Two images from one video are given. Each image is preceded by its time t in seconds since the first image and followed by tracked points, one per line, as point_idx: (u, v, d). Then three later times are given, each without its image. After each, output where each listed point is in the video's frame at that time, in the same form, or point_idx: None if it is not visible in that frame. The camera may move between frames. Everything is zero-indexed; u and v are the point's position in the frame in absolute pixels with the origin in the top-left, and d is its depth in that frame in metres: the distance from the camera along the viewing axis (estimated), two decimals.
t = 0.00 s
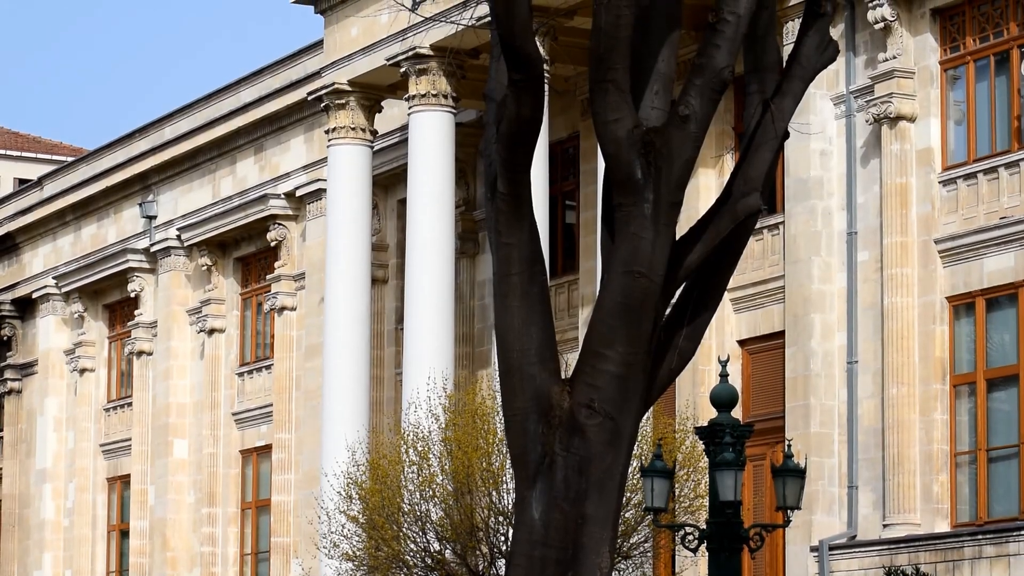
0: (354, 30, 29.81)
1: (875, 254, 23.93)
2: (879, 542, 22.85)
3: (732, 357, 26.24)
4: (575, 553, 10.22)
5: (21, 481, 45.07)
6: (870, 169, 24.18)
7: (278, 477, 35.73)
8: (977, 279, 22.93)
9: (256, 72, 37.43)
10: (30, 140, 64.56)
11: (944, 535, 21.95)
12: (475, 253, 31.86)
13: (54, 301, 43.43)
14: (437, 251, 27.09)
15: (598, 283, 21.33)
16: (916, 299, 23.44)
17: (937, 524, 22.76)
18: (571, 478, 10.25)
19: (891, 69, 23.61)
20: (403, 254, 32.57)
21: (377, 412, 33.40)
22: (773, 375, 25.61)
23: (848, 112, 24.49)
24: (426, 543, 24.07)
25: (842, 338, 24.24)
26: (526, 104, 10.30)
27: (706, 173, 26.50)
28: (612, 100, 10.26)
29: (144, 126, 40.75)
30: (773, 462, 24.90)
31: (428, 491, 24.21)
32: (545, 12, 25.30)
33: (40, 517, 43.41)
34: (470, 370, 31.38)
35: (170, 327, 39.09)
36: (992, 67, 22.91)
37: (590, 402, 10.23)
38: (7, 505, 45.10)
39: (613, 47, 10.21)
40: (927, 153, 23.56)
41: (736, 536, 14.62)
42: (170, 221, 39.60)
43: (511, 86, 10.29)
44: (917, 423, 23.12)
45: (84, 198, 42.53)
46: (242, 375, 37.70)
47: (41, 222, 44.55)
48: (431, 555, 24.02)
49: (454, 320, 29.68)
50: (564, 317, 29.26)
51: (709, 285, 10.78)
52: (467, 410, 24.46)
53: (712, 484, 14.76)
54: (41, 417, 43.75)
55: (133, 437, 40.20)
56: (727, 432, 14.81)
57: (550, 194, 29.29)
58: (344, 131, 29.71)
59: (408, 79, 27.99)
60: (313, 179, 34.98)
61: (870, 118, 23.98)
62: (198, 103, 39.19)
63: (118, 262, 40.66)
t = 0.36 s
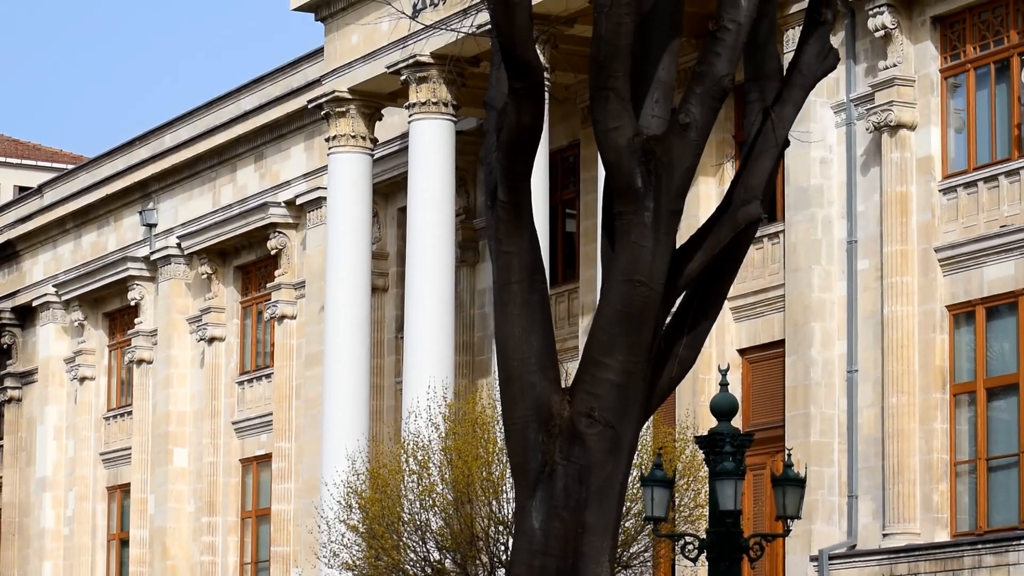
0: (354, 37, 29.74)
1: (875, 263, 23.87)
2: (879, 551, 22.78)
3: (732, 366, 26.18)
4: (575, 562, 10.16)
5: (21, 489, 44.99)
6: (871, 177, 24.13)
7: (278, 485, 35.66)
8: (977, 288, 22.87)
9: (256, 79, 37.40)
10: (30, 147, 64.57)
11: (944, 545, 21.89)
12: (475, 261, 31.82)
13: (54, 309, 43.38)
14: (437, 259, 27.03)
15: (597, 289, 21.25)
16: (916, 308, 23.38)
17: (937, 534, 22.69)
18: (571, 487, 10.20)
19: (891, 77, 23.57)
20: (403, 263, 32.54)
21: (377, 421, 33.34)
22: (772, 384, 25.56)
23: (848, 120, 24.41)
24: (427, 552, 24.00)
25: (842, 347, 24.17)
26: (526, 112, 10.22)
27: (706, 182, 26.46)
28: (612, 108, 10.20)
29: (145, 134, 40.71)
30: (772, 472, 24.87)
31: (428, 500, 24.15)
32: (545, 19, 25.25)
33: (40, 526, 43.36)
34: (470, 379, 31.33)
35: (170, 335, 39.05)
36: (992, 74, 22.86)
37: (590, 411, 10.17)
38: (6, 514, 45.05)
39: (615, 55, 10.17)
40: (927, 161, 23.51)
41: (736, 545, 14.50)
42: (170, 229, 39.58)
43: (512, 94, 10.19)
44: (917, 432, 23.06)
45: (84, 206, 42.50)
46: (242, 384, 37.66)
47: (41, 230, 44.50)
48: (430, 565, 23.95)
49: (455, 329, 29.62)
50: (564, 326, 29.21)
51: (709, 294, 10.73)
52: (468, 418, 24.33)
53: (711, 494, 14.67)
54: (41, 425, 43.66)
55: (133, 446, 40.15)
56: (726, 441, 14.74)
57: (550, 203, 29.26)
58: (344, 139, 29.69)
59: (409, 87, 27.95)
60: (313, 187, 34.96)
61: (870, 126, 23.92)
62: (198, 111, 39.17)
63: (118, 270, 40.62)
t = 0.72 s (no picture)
0: (356, 80, 29.63)
1: (877, 308, 23.87)
2: None
3: (732, 412, 26.13)
4: None
5: (21, 532, 44.94)
6: (871, 222, 24.14)
7: (278, 529, 35.62)
8: (978, 334, 22.87)
9: (258, 122, 37.46)
10: (32, 190, 64.72)
11: None
12: (476, 305, 31.85)
13: (54, 351, 43.35)
14: (438, 302, 27.04)
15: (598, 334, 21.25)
16: (917, 354, 23.38)
17: None
18: (571, 532, 10.17)
19: (892, 121, 23.62)
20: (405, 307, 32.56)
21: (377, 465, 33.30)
22: (772, 430, 25.55)
23: (850, 165, 24.46)
24: None
25: (842, 392, 24.15)
26: (529, 156, 10.18)
27: (708, 227, 26.44)
28: (613, 153, 10.11)
29: (146, 176, 40.76)
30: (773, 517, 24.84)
31: (428, 544, 24.17)
32: (547, 63, 25.31)
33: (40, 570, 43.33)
34: (471, 424, 31.31)
35: (171, 379, 39.03)
36: (994, 120, 22.92)
37: (591, 456, 10.15)
38: (6, 557, 45.01)
39: (616, 98, 10.10)
40: (928, 207, 23.54)
41: None
42: (172, 272, 39.61)
43: (514, 138, 10.16)
44: (918, 478, 23.02)
45: (85, 248, 42.53)
46: (242, 427, 37.65)
47: (42, 272, 44.52)
48: None
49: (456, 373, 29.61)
50: (565, 370, 29.21)
51: (711, 339, 10.71)
52: (468, 463, 24.27)
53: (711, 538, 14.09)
54: (41, 468, 43.60)
55: (133, 489, 40.10)
56: (726, 486, 14.15)
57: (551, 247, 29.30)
58: (345, 182, 29.70)
59: (410, 130, 27.97)
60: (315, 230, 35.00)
61: (871, 171, 23.95)
62: (199, 154, 39.22)
63: (119, 313, 40.62)
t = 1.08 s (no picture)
0: (358, 104, 29.67)
1: (878, 331, 23.90)
2: None
3: (734, 435, 26.13)
4: None
5: (22, 555, 44.93)
6: (873, 246, 24.18)
7: (279, 552, 35.62)
8: (979, 357, 22.90)
9: (259, 146, 37.52)
10: (34, 213, 64.79)
11: None
12: (478, 328, 31.89)
13: (56, 374, 43.36)
14: (439, 325, 27.08)
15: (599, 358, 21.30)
16: (919, 377, 23.40)
17: None
18: (573, 555, 10.19)
19: (893, 145, 23.68)
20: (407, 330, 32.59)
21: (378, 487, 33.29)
22: (774, 453, 25.56)
23: (851, 189, 24.49)
24: None
25: (844, 416, 24.16)
26: (530, 180, 10.20)
27: (709, 250, 26.48)
28: (615, 177, 10.15)
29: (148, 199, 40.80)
30: (775, 540, 24.86)
31: (430, 566, 24.24)
32: (549, 87, 25.37)
33: None
34: (472, 446, 31.32)
35: (172, 402, 39.00)
36: (995, 144, 22.98)
37: (592, 478, 10.17)
38: None
39: (618, 122, 10.17)
40: (929, 231, 23.58)
41: None
42: (174, 295, 39.66)
43: (515, 162, 10.19)
44: (920, 500, 23.04)
45: (87, 271, 42.56)
46: (244, 450, 37.64)
47: (44, 295, 44.53)
48: None
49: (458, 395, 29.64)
50: (567, 393, 29.20)
51: (713, 362, 10.73)
52: (470, 485, 24.26)
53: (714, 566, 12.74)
54: (41, 491, 43.56)
55: (134, 512, 40.10)
56: (729, 508, 12.79)
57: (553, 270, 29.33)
58: (347, 206, 29.73)
59: (411, 153, 28.02)
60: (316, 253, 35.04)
61: (872, 194, 23.99)
62: (201, 177, 39.28)
63: (121, 336, 40.63)
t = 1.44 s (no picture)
0: (359, 118, 29.68)
1: (879, 346, 23.89)
2: None
3: (734, 450, 26.10)
4: None
5: (23, 569, 44.93)
6: (874, 261, 24.18)
7: (280, 566, 35.59)
8: (981, 372, 22.89)
9: (260, 160, 37.53)
10: (36, 227, 64.86)
11: None
12: (479, 342, 31.90)
13: (57, 389, 43.39)
14: (439, 340, 27.06)
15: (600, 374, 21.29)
16: (921, 392, 23.38)
17: None
18: (574, 570, 10.14)
19: (895, 160, 23.69)
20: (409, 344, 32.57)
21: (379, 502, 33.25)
22: (775, 468, 25.55)
23: (853, 204, 24.48)
24: None
25: (846, 431, 24.14)
26: (530, 194, 10.19)
27: (711, 265, 26.50)
28: (616, 192, 10.14)
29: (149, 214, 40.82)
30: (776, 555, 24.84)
31: None
32: (551, 102, 25.38)
33: None
34: (473, 461, 31.31)
35: (173, 416, 38.99)
36: (997, 159, 22.99)
37: (593, 493, 10.11)
38: None
39: (621, 137, 10.15)
40: (931, 245, 23.57)
41: None
42: (175, 308, 39.67)
43: (517, 176, 10.18)
44: (921, 516, 23.02)
45: (88, 285, 42.57)
46: (245, 464, 37.63)
47: (45, 309, 44.53)
48: None
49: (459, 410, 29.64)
50: (568, 408, 29.19)
51: (715, 377, 10.69)
52: (471, 500, 24.20)
53: None
54: (42, 505, 43.48)
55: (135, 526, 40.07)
56: (729, 523, 11.99)
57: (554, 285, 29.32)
58: (349, 221, 29.72)
59: (412, 168, 28.00)
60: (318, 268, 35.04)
61: (873, 210, 24.02)
62: (203, 192, 39.29)
63: (122, 350, 40.61)
